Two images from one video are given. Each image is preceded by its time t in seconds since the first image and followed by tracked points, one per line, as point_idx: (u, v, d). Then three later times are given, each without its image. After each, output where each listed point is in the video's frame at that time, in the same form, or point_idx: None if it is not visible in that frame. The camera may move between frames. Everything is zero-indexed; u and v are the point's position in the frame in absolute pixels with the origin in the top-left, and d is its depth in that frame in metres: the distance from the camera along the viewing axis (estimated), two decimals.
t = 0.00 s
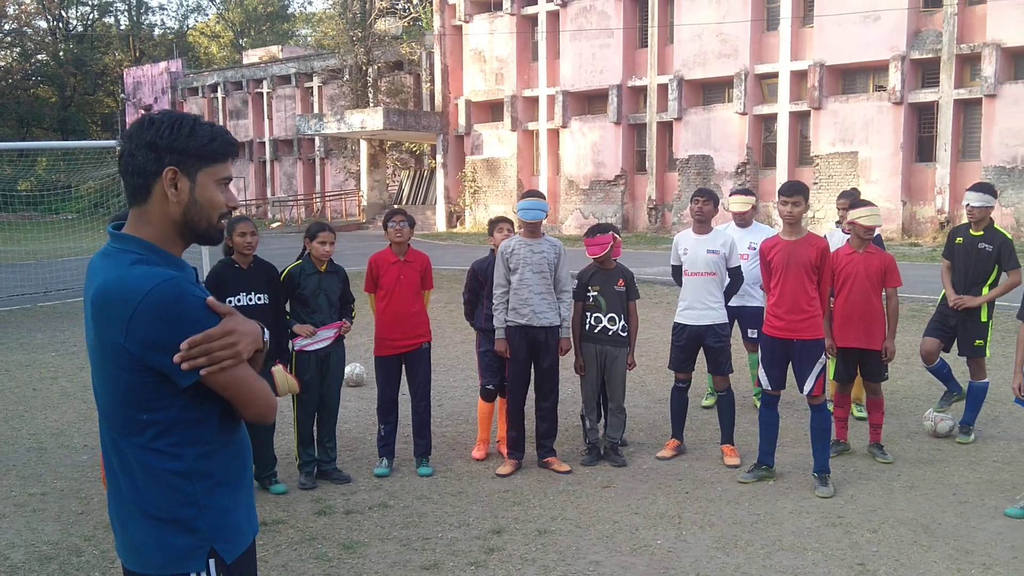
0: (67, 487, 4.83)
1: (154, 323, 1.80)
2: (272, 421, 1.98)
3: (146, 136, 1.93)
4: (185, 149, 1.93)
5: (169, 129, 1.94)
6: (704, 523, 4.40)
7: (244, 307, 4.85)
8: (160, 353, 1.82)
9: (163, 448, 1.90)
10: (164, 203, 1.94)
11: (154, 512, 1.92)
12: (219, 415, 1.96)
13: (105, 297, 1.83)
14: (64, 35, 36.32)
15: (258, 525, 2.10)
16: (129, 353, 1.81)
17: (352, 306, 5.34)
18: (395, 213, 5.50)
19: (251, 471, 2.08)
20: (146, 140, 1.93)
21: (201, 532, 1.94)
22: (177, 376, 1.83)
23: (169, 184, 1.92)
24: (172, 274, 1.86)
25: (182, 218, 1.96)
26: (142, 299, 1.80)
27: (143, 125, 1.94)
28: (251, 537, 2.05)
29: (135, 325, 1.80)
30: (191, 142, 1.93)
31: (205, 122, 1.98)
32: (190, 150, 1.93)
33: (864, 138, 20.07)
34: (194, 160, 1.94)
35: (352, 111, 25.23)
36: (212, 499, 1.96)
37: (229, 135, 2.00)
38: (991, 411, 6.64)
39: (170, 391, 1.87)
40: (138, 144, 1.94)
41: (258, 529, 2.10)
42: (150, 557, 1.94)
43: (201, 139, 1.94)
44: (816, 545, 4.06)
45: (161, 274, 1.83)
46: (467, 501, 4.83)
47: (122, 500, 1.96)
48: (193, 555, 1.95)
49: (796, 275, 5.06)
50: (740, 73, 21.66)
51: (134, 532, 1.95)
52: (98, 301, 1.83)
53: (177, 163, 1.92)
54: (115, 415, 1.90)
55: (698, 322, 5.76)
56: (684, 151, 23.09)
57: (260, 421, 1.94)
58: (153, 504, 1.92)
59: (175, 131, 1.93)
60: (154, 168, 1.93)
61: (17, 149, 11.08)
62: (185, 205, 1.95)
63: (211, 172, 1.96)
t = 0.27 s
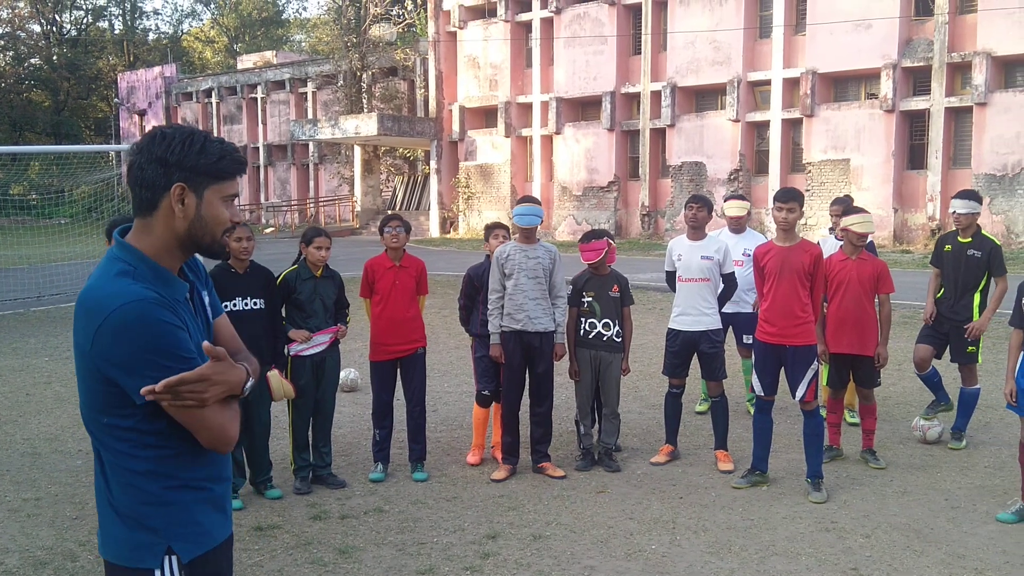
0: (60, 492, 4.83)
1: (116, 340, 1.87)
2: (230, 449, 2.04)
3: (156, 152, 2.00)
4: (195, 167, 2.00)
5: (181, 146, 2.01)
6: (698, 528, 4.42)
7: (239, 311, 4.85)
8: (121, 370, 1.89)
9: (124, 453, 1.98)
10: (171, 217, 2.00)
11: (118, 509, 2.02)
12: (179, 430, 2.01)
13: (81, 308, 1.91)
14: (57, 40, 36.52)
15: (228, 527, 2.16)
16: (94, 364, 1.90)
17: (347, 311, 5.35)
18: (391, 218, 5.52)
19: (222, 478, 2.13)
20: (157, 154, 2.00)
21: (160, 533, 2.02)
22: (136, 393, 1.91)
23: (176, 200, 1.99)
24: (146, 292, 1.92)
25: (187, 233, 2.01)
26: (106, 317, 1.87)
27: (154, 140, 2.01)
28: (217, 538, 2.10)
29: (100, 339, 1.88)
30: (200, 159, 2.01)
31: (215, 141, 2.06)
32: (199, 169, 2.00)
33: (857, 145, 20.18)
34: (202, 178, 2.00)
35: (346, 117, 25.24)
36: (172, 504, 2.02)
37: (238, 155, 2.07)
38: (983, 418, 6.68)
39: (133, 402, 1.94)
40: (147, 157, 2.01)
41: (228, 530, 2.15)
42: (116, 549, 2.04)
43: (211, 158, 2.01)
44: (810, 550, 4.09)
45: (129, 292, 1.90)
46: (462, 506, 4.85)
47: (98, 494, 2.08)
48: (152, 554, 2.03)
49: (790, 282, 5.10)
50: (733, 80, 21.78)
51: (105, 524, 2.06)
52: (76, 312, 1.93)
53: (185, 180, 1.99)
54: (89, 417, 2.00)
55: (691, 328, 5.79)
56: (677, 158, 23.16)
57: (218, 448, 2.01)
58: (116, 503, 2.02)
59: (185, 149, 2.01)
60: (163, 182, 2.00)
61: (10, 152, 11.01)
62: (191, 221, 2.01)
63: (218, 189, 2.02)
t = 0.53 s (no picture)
0: (58, 491, 4.82)
1: (115, 340, 1.87)
2: (209, 458, 2.04)
3: (172, 161, 2.00)
4: (210, 176, 2.00)
5: (195, 156, 2.01)
6: (696, 529, 4.42)
7: (238, 311, 4.85)
8: (116, 370, 1.89)
9: (109, 448, 1.98)
10: (186, 225, 2.00)
11: (97, 503, 2.02)
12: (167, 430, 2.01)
13: (83, 306, 1.92)
14: (57, 39, 36.46)
15: (204, 526, 2.15)
16: (90, 359, 1.90)
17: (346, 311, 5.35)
18: (390, 219, 5.52)
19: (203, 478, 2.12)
20: (173, 164, 2.00)
21: (136, 530, 2.01)
22: (128, 393, 1.90)
23: (192, 209, 1.99)
24: (148, 296, 1.92)
25: (202, 240, 2.02)
26: (108, 317, 1.87)
27: (169, 150, 2.01)
28: (192, 536, 2.10)
29: (98, 337, 1.88)
30: (217, 169, 2.01)
31: (229, 149, 2.06)
32: (215, 177, 2.00)
33: (856, 147, 20.19)
34: (216, 187, 2.01)
35: (345, 117, 25.23)
36: (150, 501, 2.01)
37: (252, 163, 2.08)
38: (982, 420, 6.68)
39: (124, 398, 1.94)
40: (164, 166, 2.01)
41: (205, 529, 2.14)
42: (92, 542, 2.03)
43: (226, 167, 2.02)
44: (808, 552, 4.08)
45: (133, 293, 1.90)
46: (460, 507, 4.85)
47: (77, 484, 2.07)
48: (128, 549, 2.01)
49: (793, 285, 5.10)
50: (732, 82, 21.80)
51: (82, 517, 2.05)
52: (78, 308, 1.93)
53: (201, 190, 2.00)
54: (77, 409, 2.00)
55: (690, 330, 5.79)
56: (676, 160, 23.19)
57: (197, 458, 2.01)
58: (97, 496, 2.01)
59: (201, 159, 2.01)
60: (179, 191, 2.00)
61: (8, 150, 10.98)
62: (206, 228, 2.01)
63: (232, 197, 2.03)
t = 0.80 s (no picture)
0: (58, 491, 4.83)
1: (111, 329, 1.87)
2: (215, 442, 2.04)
3: (146, 152, 1.99)
4: (186, 165, 2.00)
5: (171, 146, 2.00)
6: (694, 528, 4.42)
7: (237, 311, 4.85)
8: (114, 360, 1.90)
9: (109, 442, 1.98)
10: (167, 215, 2.01)
11: (95, 498, 2.02)
12: (166, 422, 2.02)
13: (75, 299, 1.91)
14: (58, 39, 36.38)
15: (202, 520, 2.16)
16: (87, 351, 1.91)
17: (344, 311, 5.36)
18: (390, 218, 5.52)
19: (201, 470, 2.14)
20: (147, 155, 1.99)
21: (136, 523, 2.01)
22: (128, 382, 1.90)
23: (171, 199, 1.99)
24: (141, 284, 1.93)
25: (183, 228, 2.02)
26: (104, 306, 1.88)
27: (142, 140, 2.00)
28: (192, 530, 2.11)
29: (95, 328, 1.89)
30: (191, 158, 2.01)
31: (203, 137, 2.05)
32: (191, 166, 2.01)
33: (856, 146, 20.19)
34: (193, 176, 2.01)
35: (346, 117, 25.21)
36: (150, 493, 2.02)
37: (225, 148, 2.08)
38: (980, 420, 6.68)
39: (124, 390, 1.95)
40: (138, 159, 2.01)
41: (202, 524, 2.15)
42: (91, 538, 2.03)
43: (201, 154, 2.02)
44: (807, 551, 4.09)
45: (123, 284, 1.90)
46: (459, 506, 4.85)
47: (73, 483, 2.06)
48: (129, 543, 2.02)
49: (789, 283, 5.11)
50: (732, 81, 21.79)
51: (79, 513, 2.05)
52: (69, 302, 1.93)
53: (178, 179, 2.00)
54: (73, 405, 2.00)
55: (689, 329, 5.79)
56: (676, 159, 23.19)
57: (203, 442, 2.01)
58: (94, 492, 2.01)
59: (175, 148, 2.00)
60: (156, 183, 2.00)
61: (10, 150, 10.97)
62: (186, 217, 2.02)
63: (209, 184, 2.03)
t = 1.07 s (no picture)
0: (52, 489, 4.82)
1: (94, 317, 1.87)
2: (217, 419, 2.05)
3: (107, 142, 1.97)
4: (148, 153, 1.98)
5: (131, 133, 1.97)
6: (690, 525, 4.43)
7: (232, 309, 4.85)
8: (102, 349, 1.89)
9: (104, 438, 1.98)
10: (135, 204, 2.00)
11: (93, 497, 2.00)
12: (160, 413, 2.02)
13: (54, 291, 1.91)
14: (54, 37, 36.17)
15: (203, 515, 2.15)
16: (72, 343, 1.90)
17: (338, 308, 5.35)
18: (385, 216, 5.51)
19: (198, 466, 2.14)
20: (108, 144, 1.97)
21: (137, 520, 2.01)
22: (118, 368, 1.90)
23: (136, 186, 1.98)
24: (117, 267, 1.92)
25: (150, 216, 2.01)
26: (84, 294, 1.87)
27: (100, 130, 1.97)
28: (192, 526, 2.10)
29: (78, 319, 1.88)
30: (153, 145, 1.98)
31: (163, 123, 2.03)
32: (153, 153, 1.98)
33: (852, 143, 20.22)
34: (156, 163, 1.99)
35: (343, 114, 25.15)
36: (149, 489, 2.02)
37: (186, 133, 2.06)
38: (974, 416, 6.69)
39: (117, 382, 1.95)
40: (100, 148, 1.98)
41: (203, 520, 2.15)
42: (91, 540, 2.01)
43: (163, 141, 2.00)
44: (802, 547, 4.09)
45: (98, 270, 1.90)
46: (455, 503, 4.85)
47: (72, 486, 2.06)
48: (130, 542, 2.01)
49: (782, 278, 5.11)
50: (728, 78, 21.80)
51: (78, 516, 2.03)
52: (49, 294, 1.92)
53: (142, 167, 1.98)
54: (67, 403, 1.99)
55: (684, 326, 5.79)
56: (673, 156, 23.20)
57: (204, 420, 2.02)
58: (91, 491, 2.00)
59: (136, 135, 1.97)
60: (120, 171, 1.98)
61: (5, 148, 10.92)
62: (153, 205, 2.01)
63: (173, 170, 2.02)
